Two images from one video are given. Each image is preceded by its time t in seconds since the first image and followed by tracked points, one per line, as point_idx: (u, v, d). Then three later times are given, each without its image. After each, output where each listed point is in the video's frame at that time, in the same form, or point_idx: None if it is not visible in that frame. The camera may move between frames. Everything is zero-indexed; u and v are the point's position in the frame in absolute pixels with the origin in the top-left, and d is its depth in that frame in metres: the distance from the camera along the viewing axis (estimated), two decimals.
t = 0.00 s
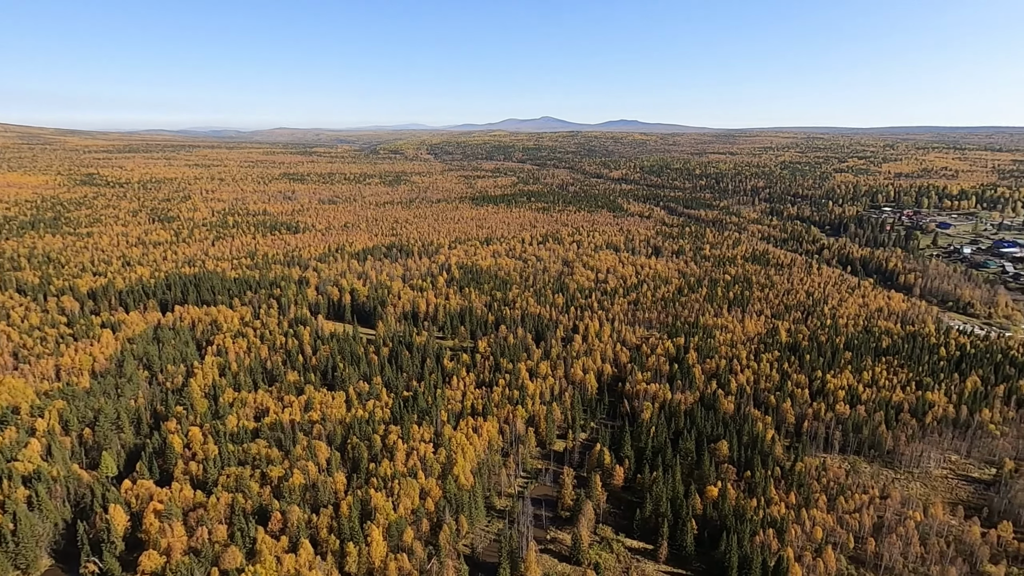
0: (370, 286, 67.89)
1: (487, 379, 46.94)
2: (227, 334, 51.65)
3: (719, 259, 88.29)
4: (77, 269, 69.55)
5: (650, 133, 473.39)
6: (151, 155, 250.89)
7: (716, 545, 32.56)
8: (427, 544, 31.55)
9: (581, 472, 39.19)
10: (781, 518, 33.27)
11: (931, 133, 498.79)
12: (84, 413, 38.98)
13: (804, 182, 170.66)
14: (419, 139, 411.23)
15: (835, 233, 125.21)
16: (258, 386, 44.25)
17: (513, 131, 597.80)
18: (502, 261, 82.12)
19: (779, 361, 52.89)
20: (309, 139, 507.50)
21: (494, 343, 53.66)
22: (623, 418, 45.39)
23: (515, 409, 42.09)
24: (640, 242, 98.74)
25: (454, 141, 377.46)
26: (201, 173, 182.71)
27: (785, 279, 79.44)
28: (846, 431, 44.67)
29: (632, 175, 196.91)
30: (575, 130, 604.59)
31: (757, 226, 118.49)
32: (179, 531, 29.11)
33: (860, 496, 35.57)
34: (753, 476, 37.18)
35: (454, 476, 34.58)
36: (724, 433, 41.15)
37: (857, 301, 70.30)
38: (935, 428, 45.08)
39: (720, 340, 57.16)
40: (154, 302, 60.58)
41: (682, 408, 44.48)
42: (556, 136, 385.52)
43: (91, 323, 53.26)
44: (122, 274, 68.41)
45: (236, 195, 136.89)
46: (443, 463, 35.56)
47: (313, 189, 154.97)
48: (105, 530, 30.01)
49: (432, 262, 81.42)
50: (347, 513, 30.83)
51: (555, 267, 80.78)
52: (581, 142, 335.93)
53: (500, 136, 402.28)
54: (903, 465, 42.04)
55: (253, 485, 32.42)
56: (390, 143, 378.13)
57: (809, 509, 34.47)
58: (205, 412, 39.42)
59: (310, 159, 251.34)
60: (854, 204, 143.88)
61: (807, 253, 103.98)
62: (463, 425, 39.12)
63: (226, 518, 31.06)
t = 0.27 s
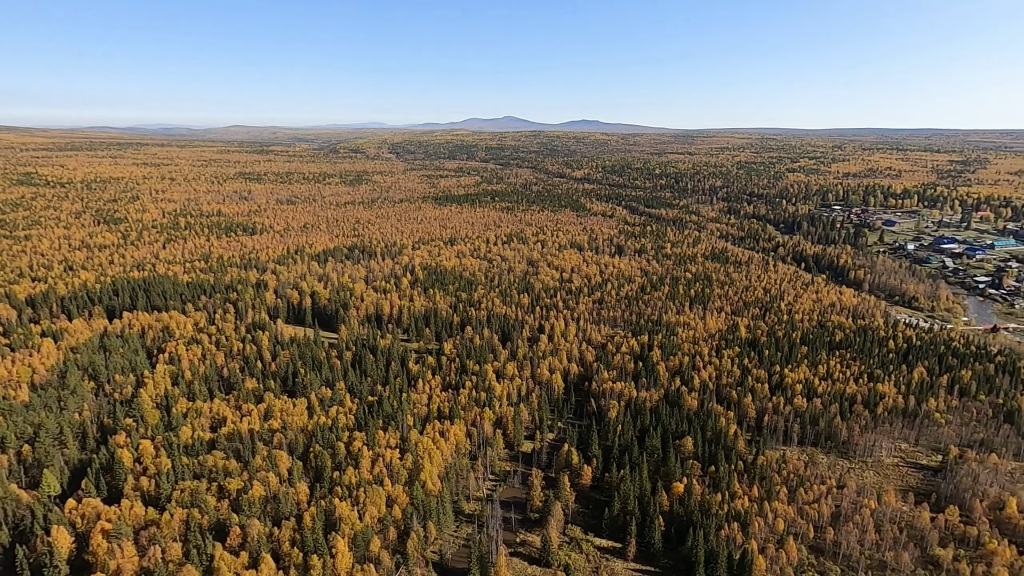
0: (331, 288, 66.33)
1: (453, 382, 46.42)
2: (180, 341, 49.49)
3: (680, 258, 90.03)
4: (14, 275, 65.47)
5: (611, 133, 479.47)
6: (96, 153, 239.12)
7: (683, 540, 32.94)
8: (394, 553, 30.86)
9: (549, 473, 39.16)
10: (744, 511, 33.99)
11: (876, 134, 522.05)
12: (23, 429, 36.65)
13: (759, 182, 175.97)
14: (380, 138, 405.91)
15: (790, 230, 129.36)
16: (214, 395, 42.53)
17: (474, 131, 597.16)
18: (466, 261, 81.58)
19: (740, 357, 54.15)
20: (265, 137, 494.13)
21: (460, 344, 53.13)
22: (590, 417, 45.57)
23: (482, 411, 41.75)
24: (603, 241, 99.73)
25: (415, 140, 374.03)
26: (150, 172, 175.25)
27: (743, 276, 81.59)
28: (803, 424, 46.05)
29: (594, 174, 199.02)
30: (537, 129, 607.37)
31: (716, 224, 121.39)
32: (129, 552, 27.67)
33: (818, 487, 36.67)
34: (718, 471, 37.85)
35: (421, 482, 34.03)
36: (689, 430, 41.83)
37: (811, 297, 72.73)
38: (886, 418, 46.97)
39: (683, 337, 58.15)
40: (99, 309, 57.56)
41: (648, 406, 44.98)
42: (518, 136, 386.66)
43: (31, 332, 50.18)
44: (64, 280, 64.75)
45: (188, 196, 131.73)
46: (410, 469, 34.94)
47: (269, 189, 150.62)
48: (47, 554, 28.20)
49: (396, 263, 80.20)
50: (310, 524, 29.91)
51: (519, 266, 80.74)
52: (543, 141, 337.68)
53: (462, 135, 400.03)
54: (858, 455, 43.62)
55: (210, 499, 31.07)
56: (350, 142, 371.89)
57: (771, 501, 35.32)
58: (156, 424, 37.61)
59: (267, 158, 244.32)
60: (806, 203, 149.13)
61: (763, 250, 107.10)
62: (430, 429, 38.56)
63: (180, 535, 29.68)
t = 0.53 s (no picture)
0: (293, 291, 64.51)
1: (421, 385, 45.75)
2: (131, 348, 47.22)
3: (645, 256, 91.21)
4: None
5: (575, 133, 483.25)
6: (38, 151, 226.74)
7: (653, 537, 33.23)
8: (362, 563, 30.15)
9: (519, 475, 38.96)
10: (712, 506, 34.53)
11: (828, 135, 541.81)
12: None
13: (720, 181, 180.14)
14: (342, 136, 398.39)
15: (749, 229, 132.79)
16: (169, 405, 40.74)
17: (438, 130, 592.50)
18: (432, 262, 80.67)
19: (704, 353, 55.12)
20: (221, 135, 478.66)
21: (427, 346, 52.42)
22: (559, 417, 45.62)
23: (451, 414, 41.29)
24: (569, 241, 100.21)
25: (378, 138, 368.61)
26: (98, 171, 167.44)
27: (706, 274, 83.19)
28: (766, 418, 47.18)
29: (559, 174, 200.01)
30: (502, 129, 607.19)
31: (678, 223, 123.59)
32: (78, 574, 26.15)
33: (781, 480, 37.59)
34: (685, 467, 38.37)
35: (389, 489, 33.35)
36: (656, 427, 42.29)
37: (771, 294, 74.68)
38: (843, 410, 48.54)
39: (649, 335, 58.83)
40: (42, 316, 54.38)
41: (616, 404, 45.28)
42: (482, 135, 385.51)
43: None
44: (2, 285, 60.94)
45: (139, 195, 126.25)
46: (377, 476, 34.21)
47: (227, 189, 145.84)
48: None
49: (360, 264, 78.65)
50: (273, 536, 28.92)
51: (486, 267, 80.29)
52: (508, 141, 337.82)
53: (426, 134, 396.22)
54: (817, 447, 44.93)
55: (166, 515, 29.72)
56: (310, 140, 363.79)
57: (736, 495, 36.01)
58: (107, 437, 35.75)
59: (223, 157, 236.65)
60: (764, 202, 153.39)
61: (725, 248, 109.53)
62: (398, 434, 37.85)
63: (134, 554, 28.26)
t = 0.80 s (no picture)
0: (255, 294, 62.57)
1: (389, 389, 44.89)
2: (81, 357, 44.91)
3: (612, 256, 92.00)
4: None
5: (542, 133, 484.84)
6: None
7: (625, 536, 33.37)
8: (331, 574, 29.34)
9: (491, 477, 38.63)
10: (682, 503, 34.90)
11: (784, 137, 560.01)
12: None
13: (684, 181, 183.41)
14: (304, 134, 390.13)
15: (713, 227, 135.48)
16: (123, 416, 38.88)
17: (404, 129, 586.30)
18: (399, 263, 79.51)
19: (672, 351, 55.82)
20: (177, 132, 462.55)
21: (396, 349, 51.56)
22: (530, 418, 45.46)
23: (421, 418, 40.67)
24: (538, 240, 100.31)
25: (342, 137, 362.31)
26: (44, 169, 159.32)
27: (672, 273, 84.40)
28: (732, 414, 48.05)
29: (526, 173, 200.24)
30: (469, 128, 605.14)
31: (644, 222, 125.20)
32: None
33: (748, 475, 38.28)
34: (655, 465, 38.70)
35: (358, 497, 32.64)
36: (627, 425, 42.57)
37: (735, 292, 76.23)
38: (806, 405, 49.84)
39: (618, 334, 59.25)
40: None
41: (587, 404, 45.38)
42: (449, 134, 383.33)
43: None
44: None
45: (89, 195, 120.67)
46: (346, 484, 33.40)
47: (183, 188, 140.85)
48: None
49: (325, 266, 76.91)
50: (237, 551, 27.87)
51: (454, 267, 79.55)
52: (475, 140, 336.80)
53: (391, 133, 391.07)
54: (782, 441, 46.00)
55: (120, 532, 28.29)
56: (272, 138, 355.05)
57: (706, 492, 36.50)
58: (55, 452, 33.86)
59: (180, 155, 228.60)
60: (727, 201, 156.87)
61: (690, 247, 111.42)
62: (366, 440, 37.09)
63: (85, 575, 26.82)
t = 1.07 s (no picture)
0: (217, 297, 60.50)
1: (359, 394, 43.93)
2: (30, 366, 42.58)
3: (583, 255, 92.38)
4: None
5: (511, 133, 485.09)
6: None
7: (599, 537, 33.36)
8: None
9: (464, 481, 38.17)
10: (655, 502, 35.12)
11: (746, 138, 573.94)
12: None
13: (651, 180, 185.85)
14: (268, 132, 381.27)
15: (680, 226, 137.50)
16: (76, 428, 36.99)
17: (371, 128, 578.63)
18: (368, 264, 78.13)
19: (643, 350, 56.25)
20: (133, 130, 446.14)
21: (365, 352, 50.54)
22: (503, 420, 45.12)
23: (392, 422, 39.93)
24: (508, 240, 100.02)
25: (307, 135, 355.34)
26: None
27: (642, 272, 85.20)
28: (702, 411, 48.67)
29: (496, 173, 199.76)
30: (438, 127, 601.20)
31: (614, 222, 126.25)
32: None
33: (719, 472, 38.77)
34: (628, 465, 38.85)
35: (327, 506, 31.81)
36: (600, 425, 42.65)
37: (703, 290, 77.47)
38: (773, 401, 50.86)
39: (589, 334, 59.38)
40: None
41: (559, 405, 45.29)
42: (417, 133, 380.09)
43: None
44: None
45: (37, 195, 115.04)
46: (314, 493, 32.51)
47: (140, 187, 135.74)
48: None
49: (291, 268, 75.00)
50: (199, 567, 26.78)
51: (424, 268, 78.64)
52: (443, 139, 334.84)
53: (359, 133, 385.19)
54: (751, 437, 46.83)
55: (73, 552, 26.87)
56: (234, 136, 345.86)
57: (678, 490, 36.82)
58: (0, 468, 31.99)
59: (136, 153, 220.19)
60: (693, 201, 159.56)
61: (658, 246, 112.80)
62: (336, 446, 36.20)
63: None
